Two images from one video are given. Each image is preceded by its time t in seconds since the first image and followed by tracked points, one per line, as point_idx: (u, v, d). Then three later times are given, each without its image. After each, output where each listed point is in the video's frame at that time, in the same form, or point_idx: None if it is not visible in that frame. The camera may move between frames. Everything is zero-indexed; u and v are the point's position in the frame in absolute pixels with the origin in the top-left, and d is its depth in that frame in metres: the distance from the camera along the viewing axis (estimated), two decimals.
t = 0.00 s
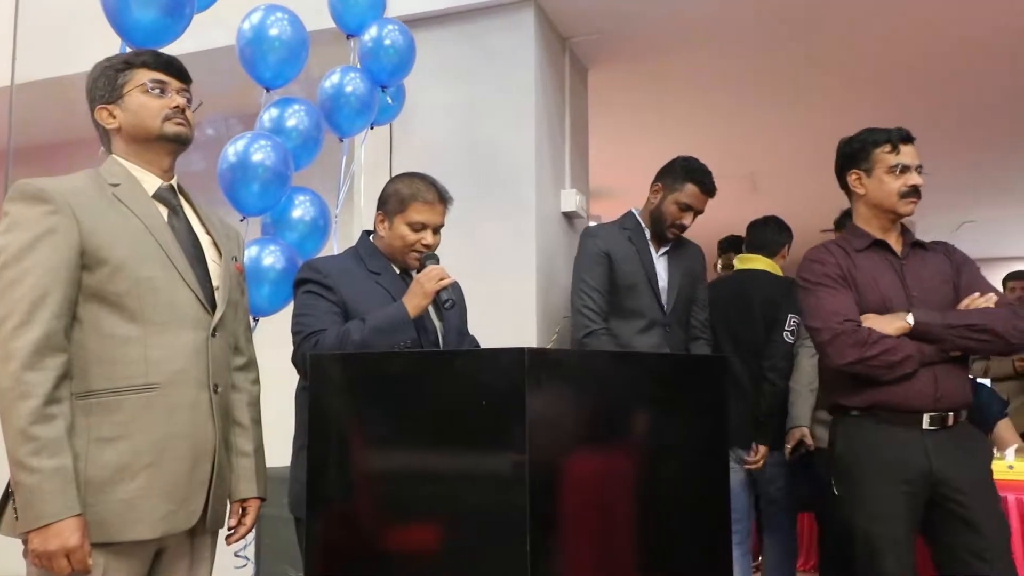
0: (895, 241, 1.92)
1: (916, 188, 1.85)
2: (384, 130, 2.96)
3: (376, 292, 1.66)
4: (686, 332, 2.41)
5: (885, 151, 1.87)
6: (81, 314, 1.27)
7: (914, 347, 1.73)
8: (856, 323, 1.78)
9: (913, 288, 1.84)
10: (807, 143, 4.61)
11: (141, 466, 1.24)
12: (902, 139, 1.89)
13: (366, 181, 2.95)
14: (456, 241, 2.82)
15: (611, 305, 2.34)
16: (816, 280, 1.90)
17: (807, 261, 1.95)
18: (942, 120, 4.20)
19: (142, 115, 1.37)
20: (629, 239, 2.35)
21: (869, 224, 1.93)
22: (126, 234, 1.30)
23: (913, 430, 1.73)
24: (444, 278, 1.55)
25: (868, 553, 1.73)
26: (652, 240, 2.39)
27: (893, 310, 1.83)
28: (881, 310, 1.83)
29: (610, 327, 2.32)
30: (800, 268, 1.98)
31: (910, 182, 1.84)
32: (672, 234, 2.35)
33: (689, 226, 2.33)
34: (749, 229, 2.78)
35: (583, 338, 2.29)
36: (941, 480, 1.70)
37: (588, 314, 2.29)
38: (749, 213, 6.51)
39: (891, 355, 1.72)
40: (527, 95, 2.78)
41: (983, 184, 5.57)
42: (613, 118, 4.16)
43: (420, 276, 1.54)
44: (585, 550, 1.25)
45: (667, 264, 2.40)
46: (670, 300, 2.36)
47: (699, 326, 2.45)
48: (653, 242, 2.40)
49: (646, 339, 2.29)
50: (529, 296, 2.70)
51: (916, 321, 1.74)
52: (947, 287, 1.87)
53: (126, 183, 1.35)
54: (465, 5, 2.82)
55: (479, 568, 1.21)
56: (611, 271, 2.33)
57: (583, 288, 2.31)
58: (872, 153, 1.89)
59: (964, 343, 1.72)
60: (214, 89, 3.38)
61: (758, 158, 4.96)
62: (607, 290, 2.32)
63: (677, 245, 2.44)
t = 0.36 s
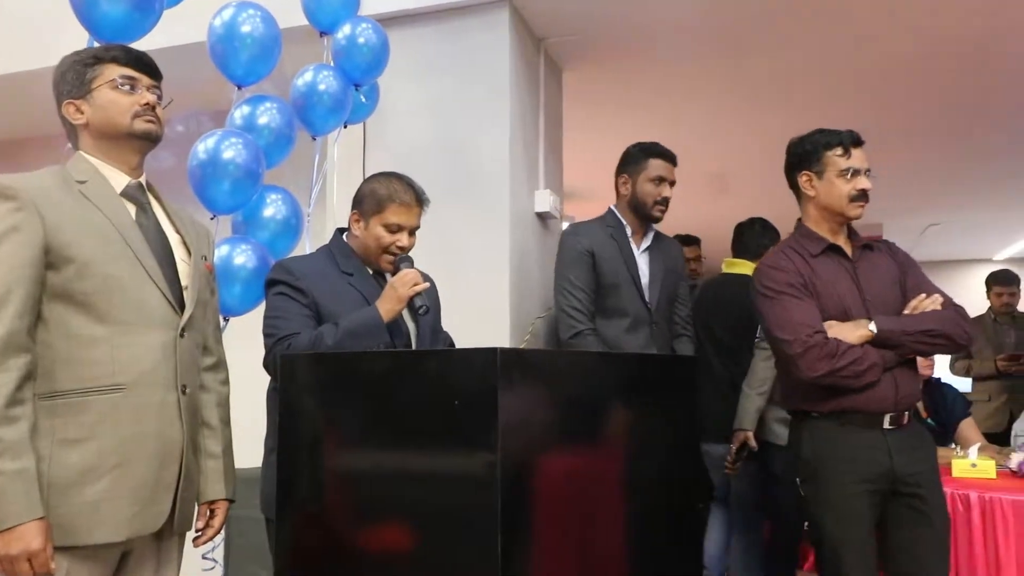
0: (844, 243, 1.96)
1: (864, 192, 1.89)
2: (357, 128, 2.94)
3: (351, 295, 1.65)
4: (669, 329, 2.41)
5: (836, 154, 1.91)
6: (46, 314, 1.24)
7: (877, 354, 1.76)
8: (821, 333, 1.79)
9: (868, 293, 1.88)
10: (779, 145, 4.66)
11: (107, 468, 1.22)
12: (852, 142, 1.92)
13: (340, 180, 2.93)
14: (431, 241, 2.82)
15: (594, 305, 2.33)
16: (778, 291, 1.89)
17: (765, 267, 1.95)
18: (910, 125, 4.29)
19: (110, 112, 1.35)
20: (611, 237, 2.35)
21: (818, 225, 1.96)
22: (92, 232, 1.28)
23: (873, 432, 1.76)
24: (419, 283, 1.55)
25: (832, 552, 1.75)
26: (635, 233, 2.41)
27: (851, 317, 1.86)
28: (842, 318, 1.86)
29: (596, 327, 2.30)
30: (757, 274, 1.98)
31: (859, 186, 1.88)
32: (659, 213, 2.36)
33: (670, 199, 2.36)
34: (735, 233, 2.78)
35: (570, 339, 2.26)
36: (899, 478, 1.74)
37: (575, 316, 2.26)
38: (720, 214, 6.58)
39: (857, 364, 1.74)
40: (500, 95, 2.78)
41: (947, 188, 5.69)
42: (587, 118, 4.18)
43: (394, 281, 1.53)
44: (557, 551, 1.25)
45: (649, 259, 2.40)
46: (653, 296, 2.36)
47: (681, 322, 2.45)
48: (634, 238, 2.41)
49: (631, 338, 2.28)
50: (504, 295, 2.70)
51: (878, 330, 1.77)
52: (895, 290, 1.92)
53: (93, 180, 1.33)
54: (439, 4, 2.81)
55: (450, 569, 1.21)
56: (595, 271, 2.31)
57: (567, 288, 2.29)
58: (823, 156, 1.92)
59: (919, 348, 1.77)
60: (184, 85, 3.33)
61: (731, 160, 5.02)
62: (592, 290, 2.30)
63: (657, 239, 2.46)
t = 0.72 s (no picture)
0: (817, 246, 2.00)
1: (837, 196, 1.92)
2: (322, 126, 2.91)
3: (316, 297, 1.64)
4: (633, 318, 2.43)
5: (808, 160, 1.93)
6: None
7: (843, 352, 1.79)
8: (790, 330, 1.82)
9: (837, 294, 1.92)
10: (743, 147, 4.73)
11: (62, 470, 1.20)
12: (823, 148, 1.95)
13: (304, 178, 2.89)
14: (398, 240, 2.80)
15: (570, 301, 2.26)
16: (750, 288, 1.91)
17: (739, 267, 1.96)
18: (870, 128, 4.37)
19: (69, 106, 1.32)
20: (578, 229, 2.31)
21: (792, 229, 1.99)
22: (48, 229, 1.25)
23: (840, 429, 1.79)
24: (384, 288, 1.54)
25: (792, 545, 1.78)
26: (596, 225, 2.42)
27: (821, 316, 1.89)
28: (811, 316, 1.89)
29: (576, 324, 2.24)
30: (730, 272, 2.00)
31: (830, 190, 1.91)
32: (615, 195, 2.39)
33: (621, 179, 2.39)
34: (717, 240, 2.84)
35: (554, 339, 2.16)
36: (861, 476, 1.78)
37: (556, 314, 2.18)
38: (686, 216, 6.65)
39: (825, 361, 1.77)
40: (467, 94, 2.78)
41: (906, 191, 5.83)
42: (555, 119, 4.20)
43: (360, 285, 1.52)
44: (524, 548, 1.25)
45: (614, 250, 2.42)
46: (621, 286, 2.37)
47: (639, 312, 2.47)
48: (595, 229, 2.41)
49: (609, 334, 2.25)
50: (470, 295, 2.70)
51: (846, 329, 1.80)
52: (864, 293, 1.96)
53: (49, 176, 1.30)
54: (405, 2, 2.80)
55: (414, 570, 1.20)
56: (569, 265, 2.26)
57: (543, 285, 2.20)
58: (795, 162, 1.94)
59: (884, 347, 1.80)
60: (145, 80, 3.28)
61: (696, 162, 5.07)
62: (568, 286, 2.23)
63: (613, 233, 2.48)
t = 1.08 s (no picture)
0: (786, 251, 2.02)
1: (811, 201, 1.95)
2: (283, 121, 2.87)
3: (275, 293, 1.62)
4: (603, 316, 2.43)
5: (784, 166, 1.95)
6: None
7: (797, 351, 1.82)
8: (748, 327, 1.85)
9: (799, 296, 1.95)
10: (703, 149, 4.79)
11: (9, 472, 1.16)
12: (799, 155, 1.97)
13: (264, 173, 2.85)
14: (359, 239, 2.78)
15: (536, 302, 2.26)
16: (711, 284, 1.95)
17: (706, 264, 2.00)
18: (827, 132, 4.46)
19: (20, 99, 1.28)
20: (544, 228, 2.32)
21: (764, 232, 2.01)
22: None
23: (792, 427, 1.82)
24: (346, 284, 1.53)
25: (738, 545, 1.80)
26: (561, 223, 2.41)
27: (780, 316, 1.92)
28: (771, 316, 1.93)
29: (541, 325, 2.24)
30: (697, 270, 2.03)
31: (804, 197, 1.94)
32: (580, 193, 2.40)
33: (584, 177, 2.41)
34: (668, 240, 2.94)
35: (517, 339, 2.16)
36: (808, 474, 1.81)
37: (519, 315, 2.18)
38: (647, 216, 6.71)
39: (777, 359, 1.79)
40: (430, 92, 2.77)
41: (860, 194, 5.96)
42: (518, 119, 4.20)
43: (322, 280, 1.51)
44: (487, 548, 1.26)
45: (580, 248, 2.42)
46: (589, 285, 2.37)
47: (611, 309, 2.47)
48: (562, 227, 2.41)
49: (575, 332, 2.25)
50: (431, 294, 2.69)
51: (800, 329, 1.83)
52: (827, 298, 2.00)
53: None
54: None
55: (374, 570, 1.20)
56: (534, 265, 2.27)
57: (507, 287, 2.22)
58: (771, 167, 1.96)
59: (840, 349, 1.83)
60: (99, 73, 3.20)
61: (658, 163, 5.12)
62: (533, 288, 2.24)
63: (580, 229, 2.48)
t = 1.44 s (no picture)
0: (725, 250, 2.06)
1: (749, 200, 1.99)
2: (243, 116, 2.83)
3: (237, 291, 1.59)
4: (583, 320, 2.38)
5: (721, 167, 1.99)
6: None
7: (740, 349, 1.85)
8: (692, 325, 1.87)
9: (740, 296, 1.99)
10: (665, 149, 4.84)
11: None
12: (737, 156, 2.02)
13: (224, 168, 2.80)
14: (320, 236, 2.76)
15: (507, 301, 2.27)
16: (654, 283, 1.96)
17: (648, 264, 2.01)
18: (787, 134, 4.54)
19: None
20: (521, 232, 2.32)
21: (704, 231, 2.05)
22: None
23: (733, 425, 1.85)
24: (309, 283, 1.51)
25: (689, 541, 1.82)
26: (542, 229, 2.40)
27: (722, 314, 1.96)
28: (712, 313, 1.96)
29: (512, 323, 2.25)
30: (640, 269, 2.04)
31: (742, 196, 1.98)
32: (554, 199, 2.36)
33: (560, 184, 2.37)
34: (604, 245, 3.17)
35: (486, 336, 2.18)
36: (752, 471, 1.83)
37: (489, 312, 2.20)
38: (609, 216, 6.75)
39: (720, 357, 1.83)
40: (394, 90, 2.75)
41: (817, 196, 6.07)
42: (482, 117, 4.20)
43: (284, 279, 1.49)
44: (447, 548, 1.25)
45: (559, 252, 2.39)
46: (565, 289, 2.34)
47: (592, 313, 2.42)
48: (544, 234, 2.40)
49: (546, 333, 2.23)
50: (395, 293, 2.67)
51: (743, 327, 1.87)
52: (765, 296, 2.04)
53: None
54: None
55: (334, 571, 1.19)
56: (507, 266, 2.27)
57: (478, 284, 2.23)
58: (710, 168, 2.00)
59: (779, 346, 1.87)
60: (52, 65, 3.13)
61: (620, 163, 5.16)
62: (504, 287, 2.25)
63: (564, 234, 2.45)
